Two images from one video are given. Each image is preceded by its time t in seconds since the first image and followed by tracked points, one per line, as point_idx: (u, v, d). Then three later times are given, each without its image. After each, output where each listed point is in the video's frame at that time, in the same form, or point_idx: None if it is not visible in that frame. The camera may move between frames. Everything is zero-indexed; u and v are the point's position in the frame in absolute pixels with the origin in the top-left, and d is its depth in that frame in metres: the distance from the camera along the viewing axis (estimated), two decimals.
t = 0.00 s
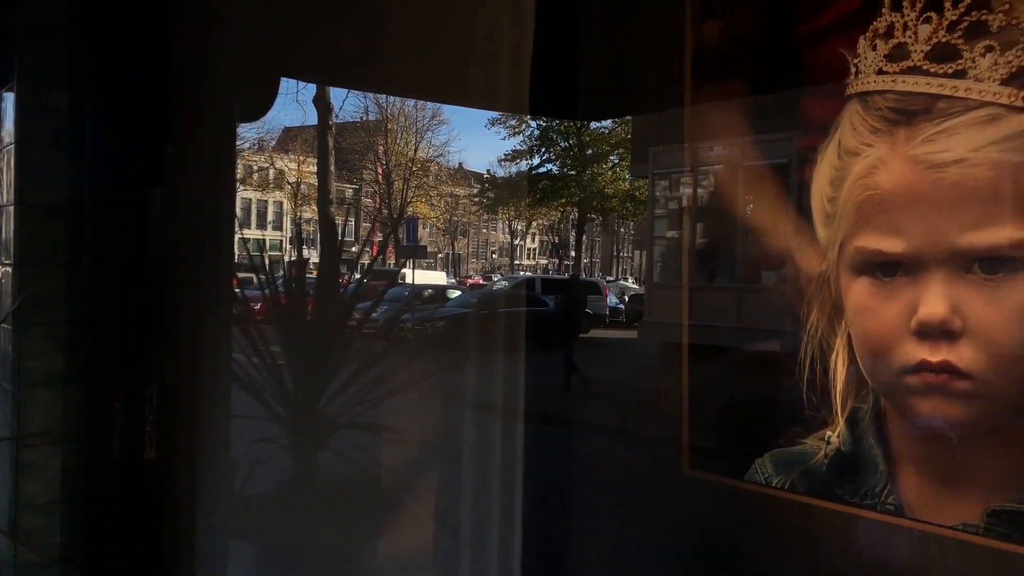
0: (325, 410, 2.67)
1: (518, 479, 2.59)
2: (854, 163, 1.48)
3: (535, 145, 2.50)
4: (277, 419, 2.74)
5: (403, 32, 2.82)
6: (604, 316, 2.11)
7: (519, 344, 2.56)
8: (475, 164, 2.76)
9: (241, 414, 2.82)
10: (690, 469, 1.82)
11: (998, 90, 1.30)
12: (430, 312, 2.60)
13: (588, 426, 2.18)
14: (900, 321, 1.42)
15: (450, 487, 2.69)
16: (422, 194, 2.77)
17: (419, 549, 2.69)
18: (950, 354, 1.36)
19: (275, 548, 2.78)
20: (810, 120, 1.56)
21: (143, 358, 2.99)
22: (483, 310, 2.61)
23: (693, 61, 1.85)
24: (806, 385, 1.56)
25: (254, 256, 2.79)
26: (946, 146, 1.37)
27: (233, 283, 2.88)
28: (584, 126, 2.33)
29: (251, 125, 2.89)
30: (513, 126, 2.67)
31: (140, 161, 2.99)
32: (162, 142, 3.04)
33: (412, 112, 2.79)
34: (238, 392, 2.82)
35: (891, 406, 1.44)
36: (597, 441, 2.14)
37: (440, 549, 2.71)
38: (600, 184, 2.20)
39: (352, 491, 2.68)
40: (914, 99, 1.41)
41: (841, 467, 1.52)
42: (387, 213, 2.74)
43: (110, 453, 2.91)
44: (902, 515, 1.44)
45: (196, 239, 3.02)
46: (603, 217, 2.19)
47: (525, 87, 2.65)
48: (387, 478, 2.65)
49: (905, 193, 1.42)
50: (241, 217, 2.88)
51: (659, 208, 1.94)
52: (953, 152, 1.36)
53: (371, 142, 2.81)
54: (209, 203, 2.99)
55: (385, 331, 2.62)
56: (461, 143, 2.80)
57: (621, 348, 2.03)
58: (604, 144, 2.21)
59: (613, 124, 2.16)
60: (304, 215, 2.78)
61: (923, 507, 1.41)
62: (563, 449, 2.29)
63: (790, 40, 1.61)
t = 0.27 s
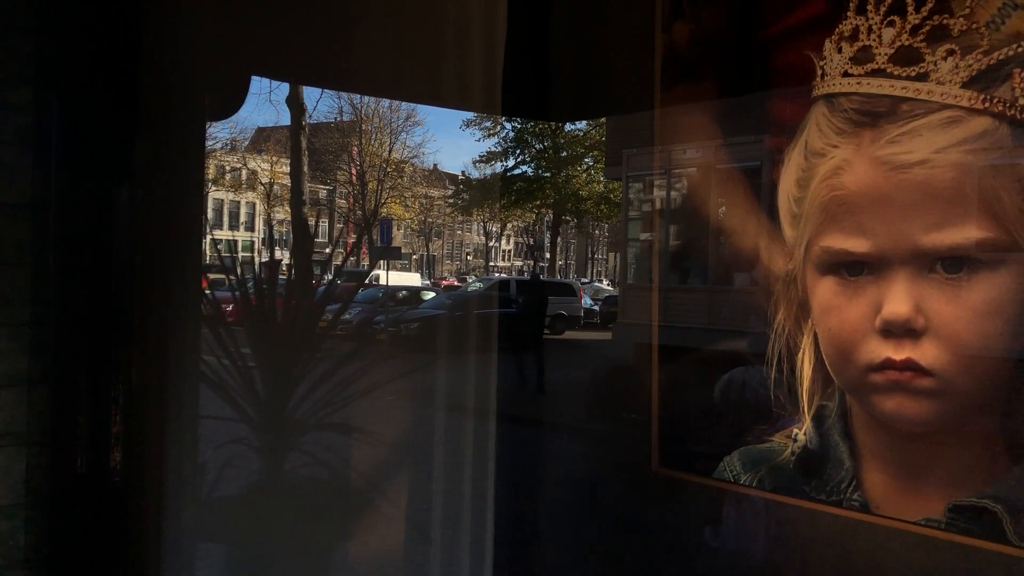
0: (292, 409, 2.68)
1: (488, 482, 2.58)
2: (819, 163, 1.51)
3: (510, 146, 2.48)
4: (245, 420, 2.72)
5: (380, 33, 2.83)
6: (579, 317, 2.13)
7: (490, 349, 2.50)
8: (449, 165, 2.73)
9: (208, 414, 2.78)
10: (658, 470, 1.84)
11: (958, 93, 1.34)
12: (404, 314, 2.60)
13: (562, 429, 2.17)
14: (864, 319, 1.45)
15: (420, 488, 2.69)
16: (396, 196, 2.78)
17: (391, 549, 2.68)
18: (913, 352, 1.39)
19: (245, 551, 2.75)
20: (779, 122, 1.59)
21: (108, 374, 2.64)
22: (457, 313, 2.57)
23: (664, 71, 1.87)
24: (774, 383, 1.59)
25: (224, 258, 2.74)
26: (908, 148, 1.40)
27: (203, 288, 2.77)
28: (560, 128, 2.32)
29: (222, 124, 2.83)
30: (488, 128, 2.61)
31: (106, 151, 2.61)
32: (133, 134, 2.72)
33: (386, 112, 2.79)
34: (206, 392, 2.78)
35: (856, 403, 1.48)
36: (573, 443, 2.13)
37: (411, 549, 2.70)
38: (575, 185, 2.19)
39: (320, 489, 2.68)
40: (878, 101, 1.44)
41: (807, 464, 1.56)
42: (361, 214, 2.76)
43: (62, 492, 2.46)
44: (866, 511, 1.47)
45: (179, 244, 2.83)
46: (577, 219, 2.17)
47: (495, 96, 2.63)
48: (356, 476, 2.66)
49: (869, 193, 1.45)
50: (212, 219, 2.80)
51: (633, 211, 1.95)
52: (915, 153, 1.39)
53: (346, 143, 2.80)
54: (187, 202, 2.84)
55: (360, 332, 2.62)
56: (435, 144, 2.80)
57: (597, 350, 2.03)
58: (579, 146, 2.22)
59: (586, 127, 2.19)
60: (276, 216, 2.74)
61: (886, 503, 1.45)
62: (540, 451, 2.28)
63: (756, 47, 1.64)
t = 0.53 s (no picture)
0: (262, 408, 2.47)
1: (462, 474, 2.75)
2: (789, 163, 1.57)
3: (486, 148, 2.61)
4: (215, 418, 2.45)
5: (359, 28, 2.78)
6: (554, 317, 2.21)
7: (463, 347, 2.71)
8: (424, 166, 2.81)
9: (178, 415, 2.46)
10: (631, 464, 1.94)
11: (923, 95, 1.39)
12: (377, 315, 2.60)
13: (552, 423, 2.28)
14: (831, 318, 1.50)
15: (391, 487, 2.69)
16: (371, 196, 2.71)
17: (360, 552, 2.62)
18: (879, 351, 1.44)
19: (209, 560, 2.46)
20: (748, 123, 1.65)
21: (77, 377, 2.44)
22: (432, 313, 2.70)
23: (635, 74, 1.97)
24: (743, 380, 1.67)
25: (194, 258, 2.46)
26: (875, 149, 1.45)
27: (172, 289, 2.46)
28: (535, 131, 2.47)
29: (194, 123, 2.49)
30: (464, 129, 2.75)
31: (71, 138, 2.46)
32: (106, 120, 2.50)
33: (361, 113, 2.73)
34: (175, 394, 2.45)
35: (823, 400, 1.53)
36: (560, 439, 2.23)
37: (381, 550, 2.69)
38: (551, 187, 2.26)
39: (290, 491, 2.50)
40: (846, 102, 1.49)
41: (775, 460, 1.63)
42: (334, 216, 2.64)
43: (33, 493, 2.36)
44: (834, 508, 1.52)
45: (151, 240, 2.48)
46: (552, 221, 2.24)
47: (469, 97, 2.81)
48: (327, 477, 2.54)
49: (836, 194, 1.50)
50: (182, 218, 2.48)
51: (607, 213, 2.01)
52: (882, 155, 1.44)
53: (320, 143, 2.65)
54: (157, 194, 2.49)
55: (334, 336, 2.53)
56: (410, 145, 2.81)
57: (577, 350, 2.10)
58: (553, 148, 2.37)
59: (563, 129, 2.31)
60: (248, 217, 2.50)
61: (853, 500, 1.50)
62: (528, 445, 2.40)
63: (726, 49, 1.72)
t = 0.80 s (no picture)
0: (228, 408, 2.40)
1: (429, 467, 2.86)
2: (755, 164, 1.60)
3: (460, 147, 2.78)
4: (178, 416, 2.35)
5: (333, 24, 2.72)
6: (527, 317, 2.23)
7: (433, 346, 2.84)
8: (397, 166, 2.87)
9: (142, 413, 2.32)
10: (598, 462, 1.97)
11: (886, 97, 1.42)
12: (350, 315, 2.62)
13: (523, 425, 2.29)
14: (795, 317, 1.53)
15: (359, 485, 2.68)
16: (343, 194, 2.70)
17: (328, 549, 2.61)
18: (841, 350, 1.47)
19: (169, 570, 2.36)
20: (718, 125, 1.68)
21: (33, 378, 2.23)
22: (402, 313, 2.77)
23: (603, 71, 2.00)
24: (708, 379, 1.71)
25: (161, 256, 2.34)
26: (839, 150, 1.48)
27: (136, 286, 2.33)
28: (508, 133, 2.63)
29: (164, 117, 2.36)
30: (436, 128, 2.89)
31: (32, 114, 2.21)
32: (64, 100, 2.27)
33: (333, 111, 2.72)
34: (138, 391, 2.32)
35: (786, 398, 1.57)
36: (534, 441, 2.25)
37: (349, 546, 2.68)
38: (525, 187, 2.39)
39: (256, 492, 2.44)
40: (810, 104, 1.52)
41: (739, 457, 1.67)
42: (306, 214, 2.60)
43: None
44: (797, 505, 1.57)
45: (116, 234, 2.33)
46: (525, 221, 2.34)
47: (440, 96, 2.94)
48: (295, 476, 2.50)
49: (800, 195, 1.53)
50: (151, 215, 2.36)
51: (580, 214, 2.02)
52: (845, 156, 1.47)
53: (291, 141, 2.62)
54: (120, 186, 2.34)
55: (306, 336, 2.50)
56: (382, 144, 2.85)
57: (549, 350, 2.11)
58: (527, 148, 2.50)
59: (536, 130, 2.43)
60: (218, 215, 2.43)
61: (815, 497, 1.54)
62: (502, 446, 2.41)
63: (694, 49, 1.74)
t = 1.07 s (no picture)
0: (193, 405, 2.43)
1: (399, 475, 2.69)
2: (721, 162, 1.64)
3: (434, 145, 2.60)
4: (142, 412, 2.40)
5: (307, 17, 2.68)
6: (501, 317, 2.25)
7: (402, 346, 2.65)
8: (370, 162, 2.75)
9: (104, 409, 2.36)
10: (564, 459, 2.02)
11: (850, 98, 1.46)
12: (320, 313, 2.57)
13: (496, 424, 2.30)
14: (759, 315, 1.57)
15: (325, 486, 2.62)
16: (316, 191, 2.69)
17: (295, 547, 2.59)
18: (804, 347, 1.51)
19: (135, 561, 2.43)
20: (688, 124, 1.71)
21: None
22: (376, 313, 2.63)
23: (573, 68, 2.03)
24: (675, 376, 1.73)
25: (127, 251, 2.38)
26: (805, 149, 1.51)
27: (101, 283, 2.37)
28: (483, 130, 2.49)
29: (134, 112, 2.39)
30: (412, 125, 2.75)
31: None
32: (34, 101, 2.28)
33: (307, 107, 2.69)
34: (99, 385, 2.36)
35: (750, 394, 1.60)
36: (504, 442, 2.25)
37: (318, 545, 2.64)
38: (499, 186, 2.33)
39: (219, 487, 2.48)
40: (776, 103, 1.56)
41: (703, 454, 1.70)
42: (278, 209, 2.61)
43: None
44: (760, 501, 1.62)
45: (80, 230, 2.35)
46: (500, 220, 2.29)
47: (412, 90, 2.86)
48: (260, 471, 2.52)
49: (766, 193, 1.57)
50: (120, 210, 2.40)
51: (555, 213, 2.06)
52: (811, 155, 1.50)
53: (265, 136, 2.63)
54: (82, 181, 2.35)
55: (276, 333, 2.50)
56: (355, 140, 2.75)
57: (523, 349, 2.13)
58: (502, 147, 2.39)
59: (512, 128, 2.34)
60: (189, 211, 2.46)
61: (778, 494, 1.59)
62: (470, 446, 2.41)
63: (664, 47, 1.78)
